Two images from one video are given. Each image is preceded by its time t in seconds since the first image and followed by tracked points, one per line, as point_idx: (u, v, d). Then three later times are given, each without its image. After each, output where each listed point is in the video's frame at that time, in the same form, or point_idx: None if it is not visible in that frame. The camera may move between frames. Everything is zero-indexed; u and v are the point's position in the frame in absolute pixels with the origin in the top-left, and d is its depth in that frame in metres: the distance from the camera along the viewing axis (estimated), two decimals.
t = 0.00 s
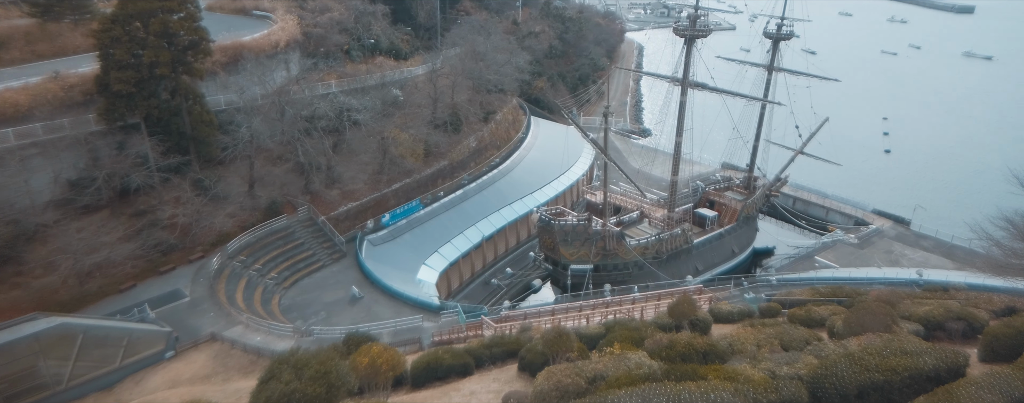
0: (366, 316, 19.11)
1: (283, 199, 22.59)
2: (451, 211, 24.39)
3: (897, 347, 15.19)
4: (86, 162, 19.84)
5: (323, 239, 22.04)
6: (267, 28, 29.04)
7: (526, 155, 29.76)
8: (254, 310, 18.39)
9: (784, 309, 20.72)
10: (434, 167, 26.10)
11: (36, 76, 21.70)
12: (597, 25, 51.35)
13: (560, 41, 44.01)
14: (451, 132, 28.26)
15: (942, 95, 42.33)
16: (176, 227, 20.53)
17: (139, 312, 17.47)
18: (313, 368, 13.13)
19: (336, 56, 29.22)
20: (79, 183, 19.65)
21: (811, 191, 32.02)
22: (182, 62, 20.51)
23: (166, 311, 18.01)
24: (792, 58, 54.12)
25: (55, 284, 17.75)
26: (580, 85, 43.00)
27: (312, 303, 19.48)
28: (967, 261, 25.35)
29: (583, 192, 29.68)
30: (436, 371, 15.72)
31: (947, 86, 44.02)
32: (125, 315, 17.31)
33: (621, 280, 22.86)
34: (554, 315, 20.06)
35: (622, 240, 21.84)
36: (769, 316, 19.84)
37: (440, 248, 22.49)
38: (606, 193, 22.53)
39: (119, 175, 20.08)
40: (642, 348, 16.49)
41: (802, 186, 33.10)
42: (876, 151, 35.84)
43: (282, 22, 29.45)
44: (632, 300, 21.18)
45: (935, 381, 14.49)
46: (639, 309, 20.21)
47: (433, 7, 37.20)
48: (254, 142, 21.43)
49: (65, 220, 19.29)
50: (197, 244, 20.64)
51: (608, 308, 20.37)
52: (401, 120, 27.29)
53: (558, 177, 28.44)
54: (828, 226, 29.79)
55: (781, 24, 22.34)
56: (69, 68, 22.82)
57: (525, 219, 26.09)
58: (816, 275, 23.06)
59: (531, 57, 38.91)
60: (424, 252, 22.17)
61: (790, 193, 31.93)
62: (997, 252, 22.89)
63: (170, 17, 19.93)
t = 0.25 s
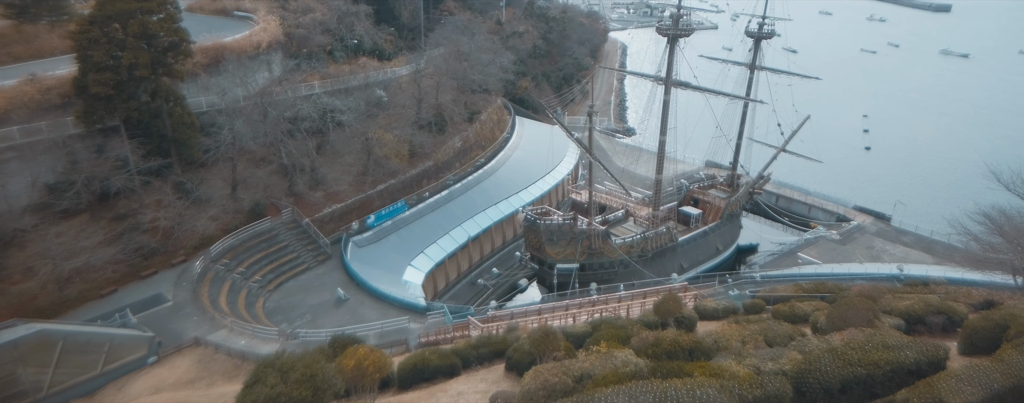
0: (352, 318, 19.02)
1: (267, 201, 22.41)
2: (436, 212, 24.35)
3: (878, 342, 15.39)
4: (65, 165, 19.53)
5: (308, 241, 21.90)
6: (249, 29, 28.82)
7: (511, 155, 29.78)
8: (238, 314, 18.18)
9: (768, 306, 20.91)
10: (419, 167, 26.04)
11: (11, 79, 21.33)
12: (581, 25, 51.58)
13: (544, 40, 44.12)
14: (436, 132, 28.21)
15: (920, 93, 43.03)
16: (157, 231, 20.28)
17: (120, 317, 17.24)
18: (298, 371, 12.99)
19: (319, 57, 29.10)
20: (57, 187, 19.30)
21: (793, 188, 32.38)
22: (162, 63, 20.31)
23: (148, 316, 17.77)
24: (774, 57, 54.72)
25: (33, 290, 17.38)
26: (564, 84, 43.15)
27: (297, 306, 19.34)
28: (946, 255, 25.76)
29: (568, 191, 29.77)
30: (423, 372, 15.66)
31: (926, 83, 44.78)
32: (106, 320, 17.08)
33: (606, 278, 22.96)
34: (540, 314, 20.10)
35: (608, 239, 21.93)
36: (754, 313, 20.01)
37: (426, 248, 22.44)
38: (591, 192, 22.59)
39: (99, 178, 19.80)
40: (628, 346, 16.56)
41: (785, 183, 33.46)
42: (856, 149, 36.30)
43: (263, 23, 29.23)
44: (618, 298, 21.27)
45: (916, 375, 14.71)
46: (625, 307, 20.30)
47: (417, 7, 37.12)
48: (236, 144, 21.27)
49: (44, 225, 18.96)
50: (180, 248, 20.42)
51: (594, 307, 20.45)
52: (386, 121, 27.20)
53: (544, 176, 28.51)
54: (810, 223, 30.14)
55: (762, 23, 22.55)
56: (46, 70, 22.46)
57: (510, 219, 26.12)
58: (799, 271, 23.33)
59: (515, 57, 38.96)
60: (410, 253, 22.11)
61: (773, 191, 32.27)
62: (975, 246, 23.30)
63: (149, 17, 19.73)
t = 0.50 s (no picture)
0: (338, 320, 18.90)
1: (250, 203, 22.21)
2: (421, 212, 24.28)
3: (861, 336, 15.56)
4: (42, 169, 19.20)
5: (292, 244, 21.74)
6: (230, 29, 28.57)
7: (496, 155, 29.78)
8: (222, 317, 17.91)
9: (753, 302, 21.10)
10: (403, 168, 25.96)
11: None
12: (564, 25, 51.81)
13: (528, 40, 44.20)
14: (420, 133, 28.16)
15: (898, 90, 43.74)
16: (139, 234, 20.02)
17: (101, 322, 17.01)
18: (283, 375, 12.93)
19: (301, 58, 29.03)
20: (35, 192, 18.98)
21: (776, 185, 32.73)
22: (142, 65, 20.09)
23: (130, 321, 17.52)
24: (756, 55, 55.29)
25: (11, 296, 17.05)
26: (549, 84, 43.28)
27: (282, 308, 19.17)
28: (926, 250, 26.19)
29: (553, 190, 29.86)
30: (410, 373, 15.58)
31: (904, 81, 45.52)
32: (86, 325, 16.84)
33: (592, 277, 23.05)
34: (527, 314, 20.12)
35: (593, 238, 22.01)
36: (738, 309, 20.17)
37: (412, 249, 22.38)
38: (577, 191, 22.65)
39: (78, 182, 19.49)
40: (615, 344, 16.61)
41: (768, 180, 33.81)
42: (837, 146, 36.78)
43: (244, 23, 28.98)
44: (604, 296, 21.35)
45: (898, 368, 14.90)
46: (611, 306, 20.39)
47: (400, 7, 37.01)
48: (219, 146, 21.12)
49: (21, 230, 18.60)
50: (161, 251, 20.19)
51: (580, 305, 20.51)
52: (370, 122, 27.10)
53: (529, 176, 28.57)
54: (793, 219, 30.47)
55: (744, 22, 22.74)
56: (22, 73, 22.09)
57: (496, 219, 26.14)
58: (783, 267, 23.58)
59: (499, 57, 39.00)
60: (396, 254, 22.03)
61: (756, 188, 32.61)
62: (953, 241, 23.71)
63: (128, 18, 19.47)
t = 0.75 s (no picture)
0: (323, 322, 18.78)
1: (233, 206, 21.99)
2: (406, 213, 24.22)
3: (844, 331, 15.75)
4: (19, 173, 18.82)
5: (276, 246, 21.57)
6: (211, 30, 28.29)
7: (481, 155, 29.78)
8: (205, 321, 17.65)
9: (737, 299, 21.28)
10: (388, 169, 25.86)
11: None
12: (548, 25, 51.99)
13: (512, 40, 44.24)
14: (405, 133, 28.09)
15: (877, 88, 44.37)
16: (119, 238, 19.70)
17: (82, 328, 16.70)
18: (269, 378, 12.84)
19: (284, 58, 28.77)
20: (12, 196, 18.43)
21: (759, 183, 33.07)
22: (121, 67, 19.81)
23: (111, 326, 17.21)
24: (738, 54, 55.83)
25: None
26: (533, 84, 43.37)
27: (267, 311, 19.00)
28: (906, 246, 26.60)
29: (538, 190, 29.94)
30: (397, 375, 15.51)
31: (883, 79, 46.24)
32: (66, 331, 16.54)
33: (578, 276, 23.13)
34: (513, 313, 20.13)
35: (579, 237, 22.09)
36: (723, 306, 20.33)
37: (397, 250, 22.32)
38: (562, 190, 22.71)
39: (56, 185, 19.08)
40: (601, 343, 16.65)
41: (751, 178, 34.14)
42: (819, 143, 37.21)
43: (225, 24, 28.70)
44: (590, 295, 21.43)
45: (880, 362, 15.09)
46: (597, 304, 20.47)
47: (383, 7, 36.86)
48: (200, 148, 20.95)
49: None
50: (143, 255, 19.90)
51: (567, 304, 20.57)
52: (354, 122, 26.98)
53: (514, 176, 28.64)
54: (776, 216, 30.80)
55: (725, 21, 22.94)
56: None
57: (481, 219, 26.16)
58: (766, 264, 23.83)
59: (483, 57, 38.99)
60: (381, 255, 21.96)
61: (739, 186, 32.93)
62: (933, 236, 24.10)
63: (107, 19, 19.17)
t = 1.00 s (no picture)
0: (308, 325, 18.67)
1: (215, 208, 21.76)
2: (391, 214, 24.13)
3: (827, 327, 15.92)
4: None
5: (260, 249, 21.39)
6: (191, 31, 27.97)
7: (466, 155, 29.75)
8: (188, 326, 17.39)
9: (721, 296, 21.45)
10: (373, 170, 25.74)
11: None
12: (532, 24, 52.09)
13: (496, 40, 44.27)
14: (389, 134, 27.99)
15: (857, 85, 44.97)
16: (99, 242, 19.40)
17: (62, 334, 16.41)
18: (253, 382, 12.72)
19: (266, 59, 28.53)
20: None
21: (742, 181, 33.40)
22: (99, 68, 19.53)
23: (92, 332, 16.92)
24: (720, 53, 56.36)
25: None
26: (517, 83, 43.41)
27: (251, 315, 18.82)
28: (886, 241, 26.98)
29: (523, 189, 30.00)
30: (383, 376, 15.43)
31: (863, 77, 46.90)
32: (45, 338, 16.24)
33: (564, 275, 23.19)
34: (500, 313, 20.13)
35: (564, 236, 22.16)
36: (708, 303, 20.48)
37: (383, 252, 22.25)
38: (547, 190, 22.74)
39: (33, 190, 18.73)
40: (587, 341, 16.68)
41: (734, 176, 34.46)
42: (801, 141, 37.63)
43: (206, 25, 28.39)
44: (576, 294, 21.48)
45: (863, 357, 15.27)
46: (583, 303, 20.54)
47: (366, 7, 36.68)
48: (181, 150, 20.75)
49: None
50: (124, 259, 19.59)
51: (553, 304, 20.62)
52: (337, 123, 26.85)
53: (499, 176, 28.67)
54: (759, 213, 31.10)
55: (708, 20, 23.07)
56: None
57: (467, 219, 26.16)
58: (750, 261, 24.07)
59: (467, 57, 38.95)
60: (366, 257, 21.87)
61: (722, 184, 33.24)
62: (912, 231, 24.46)
63: (84, 20, 19.02)
